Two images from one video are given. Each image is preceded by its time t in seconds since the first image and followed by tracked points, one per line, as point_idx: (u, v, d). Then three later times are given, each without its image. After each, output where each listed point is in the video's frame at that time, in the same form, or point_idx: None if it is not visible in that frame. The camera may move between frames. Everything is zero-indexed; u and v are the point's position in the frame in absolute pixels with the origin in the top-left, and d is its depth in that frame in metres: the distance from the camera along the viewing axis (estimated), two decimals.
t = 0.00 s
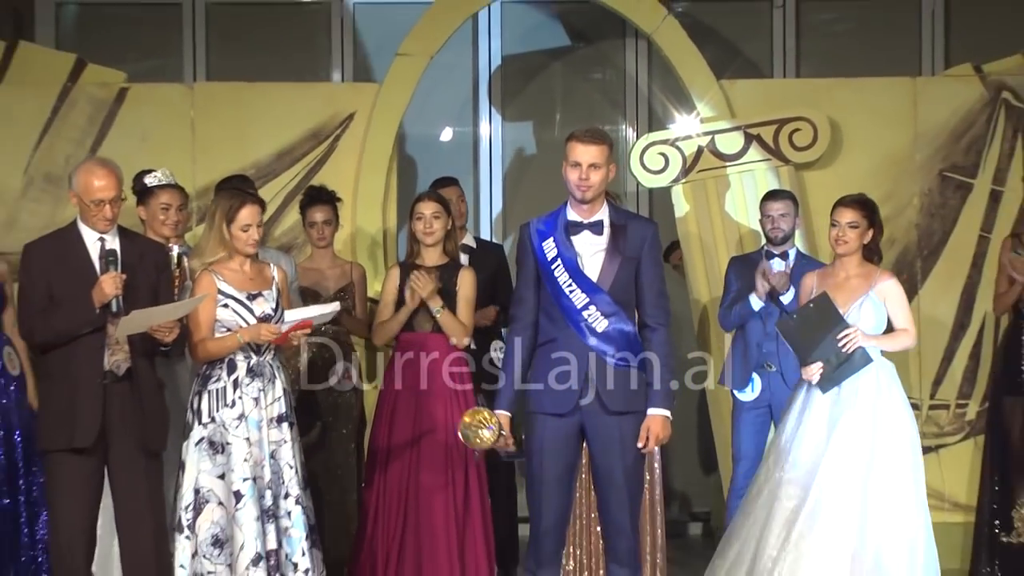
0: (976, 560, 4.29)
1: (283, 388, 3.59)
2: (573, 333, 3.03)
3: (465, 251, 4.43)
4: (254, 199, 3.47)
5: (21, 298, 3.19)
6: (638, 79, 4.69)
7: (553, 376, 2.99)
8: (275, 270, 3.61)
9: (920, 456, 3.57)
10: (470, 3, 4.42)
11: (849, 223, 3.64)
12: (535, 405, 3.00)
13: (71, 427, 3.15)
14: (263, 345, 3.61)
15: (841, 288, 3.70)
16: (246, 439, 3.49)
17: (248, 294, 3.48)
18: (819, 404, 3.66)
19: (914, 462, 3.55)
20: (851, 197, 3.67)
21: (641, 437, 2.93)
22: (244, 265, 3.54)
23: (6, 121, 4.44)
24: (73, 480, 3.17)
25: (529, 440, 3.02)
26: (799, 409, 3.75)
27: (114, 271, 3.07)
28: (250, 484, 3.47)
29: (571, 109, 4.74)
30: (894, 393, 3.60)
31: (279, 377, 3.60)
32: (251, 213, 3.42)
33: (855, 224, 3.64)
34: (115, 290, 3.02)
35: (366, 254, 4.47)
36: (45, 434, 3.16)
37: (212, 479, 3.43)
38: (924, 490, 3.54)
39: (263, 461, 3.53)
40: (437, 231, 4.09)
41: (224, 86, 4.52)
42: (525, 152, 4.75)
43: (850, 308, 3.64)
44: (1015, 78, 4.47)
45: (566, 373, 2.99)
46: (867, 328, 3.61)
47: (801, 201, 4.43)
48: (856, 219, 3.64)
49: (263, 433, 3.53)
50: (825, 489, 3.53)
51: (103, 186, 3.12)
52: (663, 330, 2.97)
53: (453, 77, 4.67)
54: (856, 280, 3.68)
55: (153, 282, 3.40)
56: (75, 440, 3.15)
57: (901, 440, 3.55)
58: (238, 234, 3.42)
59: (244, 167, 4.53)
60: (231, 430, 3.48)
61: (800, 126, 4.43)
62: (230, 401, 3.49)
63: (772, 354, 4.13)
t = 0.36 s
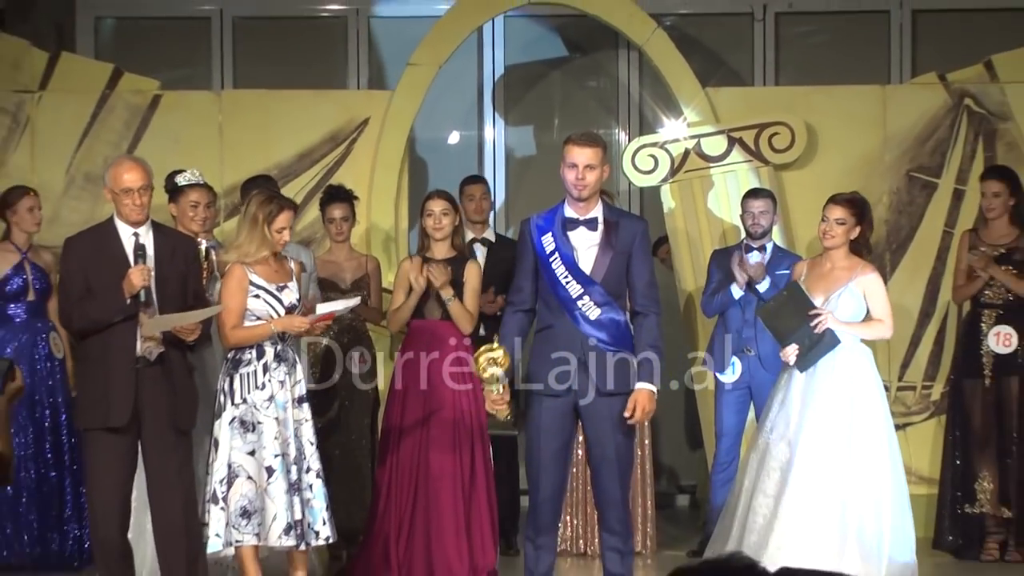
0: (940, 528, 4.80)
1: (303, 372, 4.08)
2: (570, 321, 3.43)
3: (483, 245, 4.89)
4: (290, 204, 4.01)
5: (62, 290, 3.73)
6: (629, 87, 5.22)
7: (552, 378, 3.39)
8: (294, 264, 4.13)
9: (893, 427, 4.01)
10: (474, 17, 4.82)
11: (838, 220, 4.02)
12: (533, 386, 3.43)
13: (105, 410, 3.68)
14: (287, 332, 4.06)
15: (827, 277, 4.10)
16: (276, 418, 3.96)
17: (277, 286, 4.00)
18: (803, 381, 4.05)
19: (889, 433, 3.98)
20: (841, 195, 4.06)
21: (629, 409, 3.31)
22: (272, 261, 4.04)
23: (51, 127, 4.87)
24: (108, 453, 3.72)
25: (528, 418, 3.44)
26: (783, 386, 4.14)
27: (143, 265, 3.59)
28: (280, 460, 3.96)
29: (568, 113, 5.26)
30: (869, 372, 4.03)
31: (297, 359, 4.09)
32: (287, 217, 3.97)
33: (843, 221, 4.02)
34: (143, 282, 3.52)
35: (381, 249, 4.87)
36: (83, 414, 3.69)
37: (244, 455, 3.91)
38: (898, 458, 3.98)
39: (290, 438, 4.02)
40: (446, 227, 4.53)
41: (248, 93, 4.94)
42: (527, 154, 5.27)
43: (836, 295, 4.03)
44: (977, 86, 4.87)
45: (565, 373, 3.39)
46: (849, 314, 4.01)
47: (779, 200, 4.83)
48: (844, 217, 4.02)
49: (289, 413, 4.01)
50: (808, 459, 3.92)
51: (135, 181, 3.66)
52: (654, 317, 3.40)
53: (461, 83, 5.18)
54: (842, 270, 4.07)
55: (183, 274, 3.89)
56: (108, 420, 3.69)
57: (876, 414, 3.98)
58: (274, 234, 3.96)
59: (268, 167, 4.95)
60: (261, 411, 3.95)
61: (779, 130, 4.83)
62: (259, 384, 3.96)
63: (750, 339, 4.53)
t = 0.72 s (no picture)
0: (906, 493, 5.23)
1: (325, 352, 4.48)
2: (565, 307, 3.86)
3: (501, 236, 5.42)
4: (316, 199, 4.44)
5: (100, 278, 4.18)
6: (621, 89, 5.82)
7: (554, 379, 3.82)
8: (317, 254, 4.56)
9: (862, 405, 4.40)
10: (481, 25, 5.20)
11: (806, 211, 4.42)
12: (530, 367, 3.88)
13: (139, 389, 4.12)
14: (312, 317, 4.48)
15: (800, 265, 4.49)
16: (301, 395, 4.39)
17: (302, 273, 4.43)
18: (782, 363, 4.41)
19: (859, 410, 4.37)
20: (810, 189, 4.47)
21: (581, 360, 3.68)
22: (296, 250, 4.46)
23: (89, 127, 5.27)
24: (143, 427, 4.16)
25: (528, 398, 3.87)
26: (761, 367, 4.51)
27: (176, 256, 4.06)
28: (305, 434, 4.38)
29: (566, 114, 5.84)
30: (842, 353, 4.41)
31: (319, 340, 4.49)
32: (313, 212, 4.40)
33: (811, 213, 4.43)
34: (174, 271, 3.99)
35: (395, 241, 5.27)
36: (118, 393, 4.13)
37: (271, 430, 4.33)
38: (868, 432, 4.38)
39: (314, 415, 4.43)
40: (453, 219, 5.02)
41: (272, 96, 5.35)
42: (527, 152, 5.85)
43: (810, 282, 4.43)
44: (944, 90, 5.30)
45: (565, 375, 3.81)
46: (821, 299, 4.41)
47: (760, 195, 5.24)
48: (812, 209, 4.42)
49: (313, 391, 4.43)
50: (788, 434, 4.28)
51: (167, 174, 4.12)
52: (640, 299, 3.82)
53: (469, 86, 5.76)
54: (814, 259, 4.47)
55: (211, 265, 4.32)
56: (141, 398, 4.13)
57: (848, 393, 4.37)
58: (301, 227, 4.39)
59: (291, 163, 5.36)
60: (287, 390, 4.37)
61: (761, 130, 5.23)
62: (286, 364, 4.38)
63: (734, 324, 4.95)
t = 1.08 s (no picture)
0: (881, 462, 5.67)
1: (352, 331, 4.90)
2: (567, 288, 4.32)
3: (512, 227, 5.86)
4: (344, 191, 4.84)
5: (140, 264, 4.61)
6: (620, 90, 6.28)
7: (551, 376, 4.28)
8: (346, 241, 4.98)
9: (834, 381, 4.83)
10: (490, 29, 5.61)
11: (781, 203, 4.85)
12: (533, 346, 4.32)
13: (175, 366, 4.55)
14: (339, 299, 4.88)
15: (778, 253, 4.92)
16: (327, 371, 4.80)
17: (329, 259, 4.85)
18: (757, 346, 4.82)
19: (831, 386, 4.80)
20: (786, 184, 4.89)
21: (588, 335, 4.14)
22: (324, 237, 4.87)
23: (127, 125, 5.69)
24: (179, 401, 4.60)
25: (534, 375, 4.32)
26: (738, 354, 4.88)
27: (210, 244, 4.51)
28: (331, 407, 4.78)
29: (570, 113, 6.29)
30: (813, 335, 4.84)
31: (347, 319, 4.91)
32: (340, 203, 4.80)
33: (786, 205, 4.85)
34: (208, 257, 4.42)
35: (411, 230, 5.69)
36: (156, 368, 4.58)
37: (299, 404, 4.76)
38: (840, 405, 4.81)
39: (340, 388, 4.84)
40: (464, 210, 5.44)
41: (296, 96, 5.77)
42: (533, 147, 6.32)
43: (786, 269, 4.86)
44: (920, 90, 5.77)
45: (565, 370, 4.30)
46: (795, 284, 4.84)
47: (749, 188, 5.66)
48: (787, 201, 4.85)
49: (339, 367, 4.84)
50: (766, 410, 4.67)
51: (201, 169, 4.55)
52: (636, 283, 4.26)
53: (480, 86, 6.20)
54: (790, 247, 4.90)
55: (240, 253, 4.74)
56: (177, 374, 4.56)
57: (820, 370, 4.80)
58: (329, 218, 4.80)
59: (315, 157, 5.78)
60: (314, 366, 4.79)
61: (749, 127, 5.68)
62: (314, 342, 4.80)
63: (725, 307, 5.38)
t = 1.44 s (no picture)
0: (866, 436, 6.14)
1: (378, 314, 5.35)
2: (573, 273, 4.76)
3: (519, 217, 6.29)
4: (370, 184, 5.28)
5: (179, 252, 5.01)
6: (623, 91, 6.72)
7: (552, 377, 4.68)
8: (373, 232, 5.42)
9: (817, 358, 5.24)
10: (502, 33, 6.02)
11: (770, 197, 5.28)
12: (543, 327, 4.73)
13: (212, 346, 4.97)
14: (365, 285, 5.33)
15: (766, 242, 5.37)
16: (355, 351, 5.24)
17: (357, 247, 5.29)
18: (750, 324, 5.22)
19: (814, 364, 5.21)
20: (774, 179, 5.32)
21: (599, 319, 4.59)
22: (351, 226, 5.31)
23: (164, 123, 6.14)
24: (215, 379, 5.02)
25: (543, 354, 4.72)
26: (730, 335, 5.33)
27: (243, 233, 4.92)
28: (358, 385, 5.23)
29: (576, 113, 6.73)
30: (797, 316, 5.24)
31: (373, 303, 5.37)
32: (367, 196, 5.23)
33: (774, 198, 5.28)
34: (242, 246, 4.83)
35: (428, 220, 6.13)
36: (196, 348, 4.99)
37: (329, 382, 5.20)
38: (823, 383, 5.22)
39: (367, 368, 5.29)
40: (477, 202, 5.87)
41: (322, 96, 6.22)
42: (541, 143, 6.76)
43: (773, 256, 5.32)
44: (901, 90, 6.22)
45: (565, 373, 4.70)
46: (780, 270, 5.30)
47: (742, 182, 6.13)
48: (775, 195, 5.28)
49: (367, 348, 5.29)
50: (753, 385, 5.10)
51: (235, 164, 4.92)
52: (643, 269, 4.72)
53: (491, 86, 6.67)
54: (777, 237, 5.35)
55: (272, 242, 5.17)
56: (214, 354, 4.97)
57: (805, 349, 5.21)
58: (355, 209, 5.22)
59: (339, 152, 6.23)
60: (342, 347, 5.24)
61: (742, 125, 6.15)
62: (343, 324, 5.24)
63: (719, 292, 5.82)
